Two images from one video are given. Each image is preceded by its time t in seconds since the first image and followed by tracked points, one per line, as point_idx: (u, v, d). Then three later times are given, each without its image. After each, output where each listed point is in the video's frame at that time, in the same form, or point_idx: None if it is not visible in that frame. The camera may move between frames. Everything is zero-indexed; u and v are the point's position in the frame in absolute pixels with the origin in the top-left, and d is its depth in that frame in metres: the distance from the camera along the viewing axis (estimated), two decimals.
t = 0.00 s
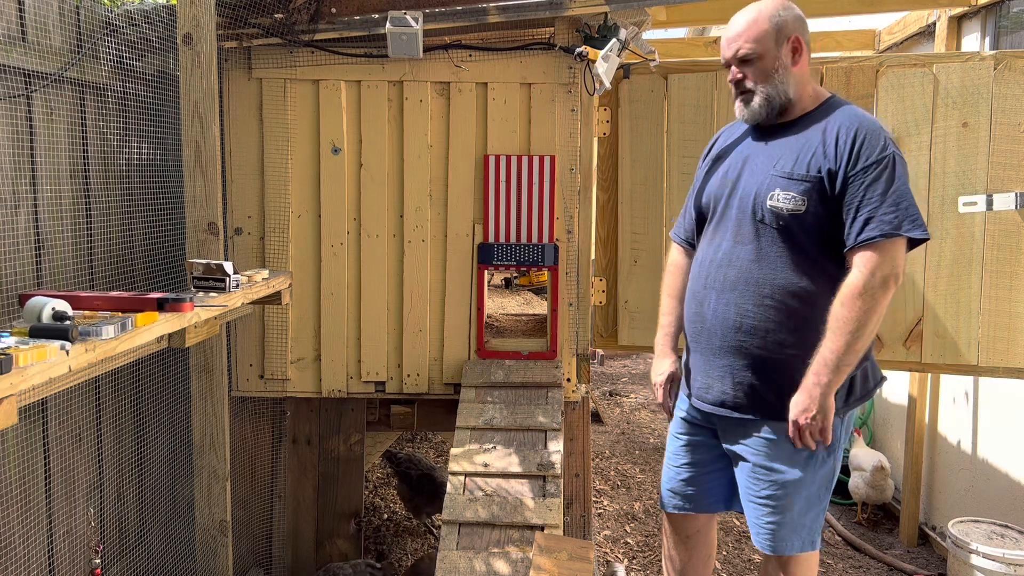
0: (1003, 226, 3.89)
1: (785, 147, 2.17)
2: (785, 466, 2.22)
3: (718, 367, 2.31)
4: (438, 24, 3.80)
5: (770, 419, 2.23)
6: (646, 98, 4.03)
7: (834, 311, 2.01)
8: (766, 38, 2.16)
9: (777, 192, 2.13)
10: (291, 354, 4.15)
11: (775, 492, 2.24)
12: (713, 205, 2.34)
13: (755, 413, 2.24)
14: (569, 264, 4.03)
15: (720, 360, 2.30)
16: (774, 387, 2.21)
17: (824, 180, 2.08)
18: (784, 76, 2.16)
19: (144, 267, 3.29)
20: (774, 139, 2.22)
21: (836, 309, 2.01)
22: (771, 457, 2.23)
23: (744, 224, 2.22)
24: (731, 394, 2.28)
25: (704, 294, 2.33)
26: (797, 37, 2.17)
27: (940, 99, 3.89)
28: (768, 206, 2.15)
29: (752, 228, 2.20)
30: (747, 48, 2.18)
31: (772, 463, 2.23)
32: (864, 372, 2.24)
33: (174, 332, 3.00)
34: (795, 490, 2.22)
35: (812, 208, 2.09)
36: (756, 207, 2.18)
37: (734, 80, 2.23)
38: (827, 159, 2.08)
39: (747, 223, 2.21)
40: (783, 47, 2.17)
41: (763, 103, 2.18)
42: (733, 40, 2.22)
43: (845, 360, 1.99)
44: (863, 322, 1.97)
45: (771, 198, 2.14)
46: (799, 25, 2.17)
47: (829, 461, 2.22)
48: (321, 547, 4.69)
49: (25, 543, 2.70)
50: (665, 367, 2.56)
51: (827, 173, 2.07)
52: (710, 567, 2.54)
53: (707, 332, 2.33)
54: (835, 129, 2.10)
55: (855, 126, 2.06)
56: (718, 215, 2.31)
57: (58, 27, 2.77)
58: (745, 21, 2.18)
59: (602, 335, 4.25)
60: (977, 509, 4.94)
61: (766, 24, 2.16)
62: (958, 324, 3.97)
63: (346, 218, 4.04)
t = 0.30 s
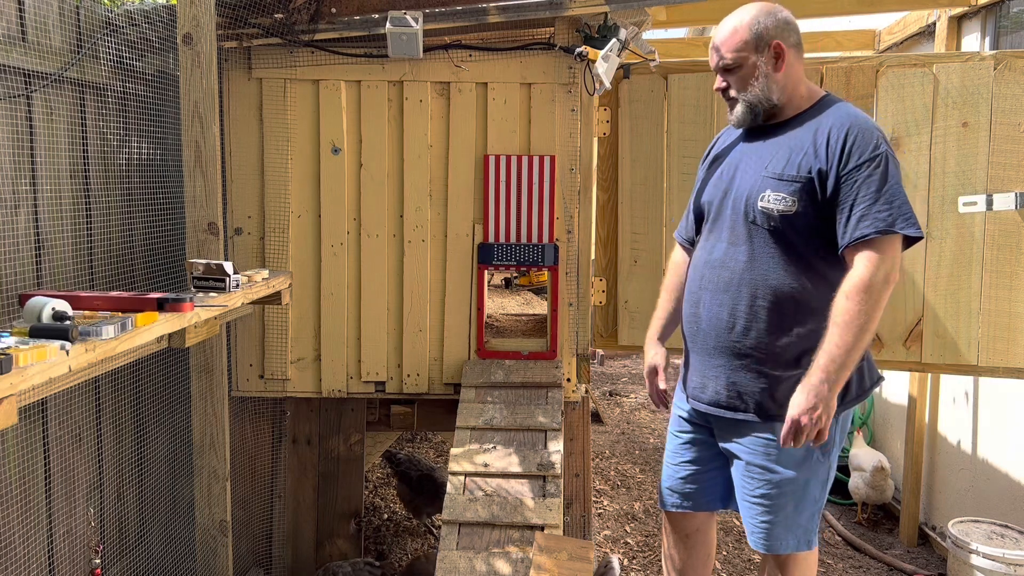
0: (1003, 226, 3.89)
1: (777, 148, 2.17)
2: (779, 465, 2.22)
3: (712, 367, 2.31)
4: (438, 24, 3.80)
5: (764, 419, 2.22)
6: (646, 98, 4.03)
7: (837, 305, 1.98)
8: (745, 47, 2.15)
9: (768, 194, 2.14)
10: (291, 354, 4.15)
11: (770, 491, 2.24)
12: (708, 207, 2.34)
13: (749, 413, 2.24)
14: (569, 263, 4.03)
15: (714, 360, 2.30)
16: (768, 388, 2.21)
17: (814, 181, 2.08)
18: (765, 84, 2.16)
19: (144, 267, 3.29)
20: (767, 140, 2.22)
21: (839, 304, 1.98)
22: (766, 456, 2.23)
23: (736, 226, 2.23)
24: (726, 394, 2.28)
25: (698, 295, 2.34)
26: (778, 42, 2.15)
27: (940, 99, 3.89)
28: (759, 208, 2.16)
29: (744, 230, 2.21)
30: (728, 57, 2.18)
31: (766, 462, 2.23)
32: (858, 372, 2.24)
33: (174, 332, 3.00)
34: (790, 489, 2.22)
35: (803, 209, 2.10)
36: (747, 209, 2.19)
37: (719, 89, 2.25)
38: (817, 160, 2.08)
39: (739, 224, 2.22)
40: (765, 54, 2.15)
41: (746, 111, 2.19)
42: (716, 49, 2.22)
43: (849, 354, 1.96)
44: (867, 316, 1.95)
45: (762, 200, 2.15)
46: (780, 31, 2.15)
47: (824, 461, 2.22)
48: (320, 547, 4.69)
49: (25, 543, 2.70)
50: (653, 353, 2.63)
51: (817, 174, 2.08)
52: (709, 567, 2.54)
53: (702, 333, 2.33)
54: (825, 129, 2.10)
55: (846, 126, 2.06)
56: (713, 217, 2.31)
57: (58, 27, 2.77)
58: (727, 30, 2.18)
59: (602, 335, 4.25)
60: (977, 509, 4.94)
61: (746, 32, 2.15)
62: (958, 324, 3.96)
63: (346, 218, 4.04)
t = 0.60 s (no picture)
0: (1003, 225, 3.89)
1: (773, 148, 2.17)
2: (776, 464, 2.22)
3: (709, 366, 2.31)
4: (438, 24, 3.80)
5: (761, 418, 2.22)
6: (646, 98, 4.03)
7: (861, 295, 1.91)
8: (738, 52, 2.16)
9: (763, 193, 2.14)
10: (291, 353, 4.15)
11: (767, 489, 2.24)
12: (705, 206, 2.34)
13: (745, 412, 2.24)
14: (569, 263, 4.03)
15: (711, 360, 2.30)
16: (764, 388, 2.21)
17: (810, 181, 2.08)
18: (761, 86, 2.16)
19: (144, 267, 3.29)
20: (763, 139, 2.22)
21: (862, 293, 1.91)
22: (763, 455, 2.23)
23: (732, 225, 2.23)
24: (722, 393, 2.28)
25: (695, 294, 2.34)
26: (772, 45, 2.15)
27: (940, 99, 3.89)
28: (754, 207, 2.16)
29: (740, 229, 2.21)
30: (723, 63, 2.19)
31: (764, 461, 2.23)
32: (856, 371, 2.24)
33: (174, 332, 3.00)
34: (787, 488, 2.22)
35: (798, 208, 2.10)
36: (743, 209, 2.19)
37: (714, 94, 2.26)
38: (814, 160, 2.08)
39: (735, 224, 2.22)
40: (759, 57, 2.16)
41: (742, 115, 2.20)
42: (711, 54, 2.24)
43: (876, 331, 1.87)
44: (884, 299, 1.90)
45: (757, 199, 2.15)
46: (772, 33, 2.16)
47: (822, 461, 2.24)
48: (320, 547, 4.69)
49: (25, 543, 2.70)
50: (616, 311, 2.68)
51: (814, 174, 2.08)
52: (707, 567, 2.54)
53: (698, 333, 2.33)
54: (822, 129, 2.10)
55: (843, 126, 2.06)
56: (709, 217, 2.31)
57: (58, 26, 2.77)
58: (721, 36, 2.19)
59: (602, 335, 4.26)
60: (977, 509, 4.94)
61: (739, 36, 2.16)
62: (958, 324, 3.97)
63: (346, 218, 4.04)
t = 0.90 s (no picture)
0: (1003, 225, 3.89)
1: (773, 147, 2.17)
2: (775, 463, 2.22)
3: (708, 366, 2.31)
4: (438, 24, 3.80)
5: (760, 417, 2.22)
6: (646, 98, 4.03)
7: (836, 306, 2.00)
8: (749, 41, 2.15)
9: (764, 192, 2.14)
10: (291, 353, 4.15)
11: (766, 489, 2.24)
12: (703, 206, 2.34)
13: (744, 411, 2.24)
14: (569, 263, 4.03)
15: (710, 359, 2.30)
16: (763, 388, 2.21)
17: (811, 180, 2.08)
18: (769, 78, 2.16)
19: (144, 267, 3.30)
20: (762, 138, 2.22)
21: (838, 304, 2.00)
22: (761, 455, 2.23)
23: (731, 224, 2.23)
24: (721, 393, 2.28)
25: (693, 293, 2.34)
26: (780, 39, 2.17)
27: (940, 99, 3.89)
28: (754, 206, 2.16)
29: (739, 228, 2.21)
30: (731, 53, 2.18)
31: (762, 461, 2.23)
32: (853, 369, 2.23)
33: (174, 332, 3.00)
34: (785, 488, 2.22)
35: (799, 207, 2.10)
36: (742, 208, 2.19)
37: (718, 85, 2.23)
38: (814, 159, 2.08)
39: (734, 223, 2.22)
40: (767, 49, 2.16)
41: (749, 105, 2.17)
42: (717, 45, 2.22)
43: (849, 354, 1.98)
44: (864, 311, 1.96)
45: (758, 198, 2.15)
46: (781, 27, 2.17)
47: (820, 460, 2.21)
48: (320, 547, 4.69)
49: (25, 543, 2.70)
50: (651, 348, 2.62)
51: (814, 173, 2.08)
52: (705, 567, 2.54)
53: (697, 332, 2.33)
54: (821, 128, 2.10)
55: (841, 125, 2.06)
56: (708, 216, 2.31)
57: (58, 26, 2.77)
58: (730, 26, 2.18)
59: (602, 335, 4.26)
60: (977, 509, 4.94)
61: (749, 26, 2.16)
62: (958, 324, 3.97)
63: (346, 218, 4.04)
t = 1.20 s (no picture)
0: (1003, 225, 3.89)
1: (772, 145, 2.18)
2: (779, 462, 2.22)
3: (711, 366, 2.30)
4: (438, 24, 3.79)
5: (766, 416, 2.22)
6: (646, 98, 4.03)
7: (831, 304, 1.99)
8: (777, 30, 2.17)
9: (765, 190, 2.14)
10: (291, 353, 4.15)
11: (769, 488, 2.24)
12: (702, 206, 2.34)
13: (749, 411, 2.24)
14: (569, 263, 4.03)
15: (714, 359, 2.29)
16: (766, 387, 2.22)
17: (811, 177, 2.08)
18: (789, 72, 2.18)
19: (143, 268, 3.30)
20: (760, 136, 2.22)
21: (834, 300, 1.99)
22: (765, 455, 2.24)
23: (732, 223, 2.22)
24: (724, 393, 2.27)
25: (696, 294, 2.33)
26: (799, 39, 2.21)
27: (940, 99, 3.89)
28: (756, 205, 2.16)
29: (741, 227, 2.20)
30: (761, 36, 2.16)
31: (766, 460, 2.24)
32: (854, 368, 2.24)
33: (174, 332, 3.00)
34: (788, 487, 2.23)
35: (800, 205, 2.10)
36: (744, 206, 2.19)
37: (738, 66, 2.19)
38: (813, 157, 2.08)
39: (735, 222, 2.21)
40: (789, 44, 2.19)
41: (768, 92, 2.17)
42: (743, 24, 2.18)
43: (847, 352, 1.96)
44: (861, 309, 1.95)
45: (760, 197, 2.14)
46: (802, 28, 2.22)
47: (823, 458, 2.23)
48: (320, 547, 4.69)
49: (25, 543, 2.70)
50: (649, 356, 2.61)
51: (814, 171, 2.08)
52: (706, 567, 2.54)
53: (700, 333, 2.33)
54: (819, 126, 2.11)
55: (840, 122, 2.07)
56: (708, 216, 2.31)
57: (58, 26, 2.77)
58: (762, 8, 2.17)
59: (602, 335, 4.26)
60: (977, 509, 4.94)
61: (781, 15, 2.17)
62: (958, 324, 3.97)
63: (346, 218, 4.04)
